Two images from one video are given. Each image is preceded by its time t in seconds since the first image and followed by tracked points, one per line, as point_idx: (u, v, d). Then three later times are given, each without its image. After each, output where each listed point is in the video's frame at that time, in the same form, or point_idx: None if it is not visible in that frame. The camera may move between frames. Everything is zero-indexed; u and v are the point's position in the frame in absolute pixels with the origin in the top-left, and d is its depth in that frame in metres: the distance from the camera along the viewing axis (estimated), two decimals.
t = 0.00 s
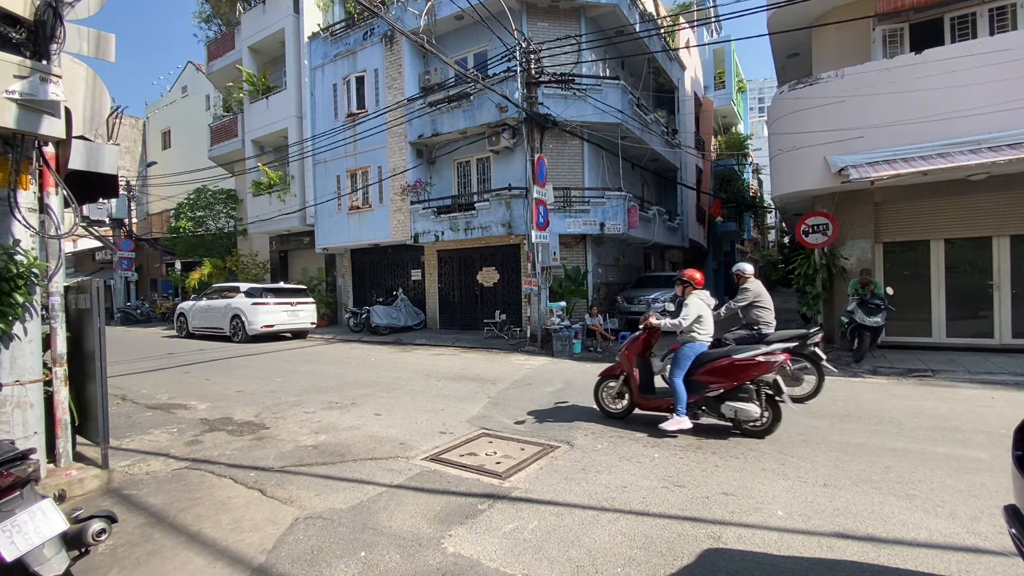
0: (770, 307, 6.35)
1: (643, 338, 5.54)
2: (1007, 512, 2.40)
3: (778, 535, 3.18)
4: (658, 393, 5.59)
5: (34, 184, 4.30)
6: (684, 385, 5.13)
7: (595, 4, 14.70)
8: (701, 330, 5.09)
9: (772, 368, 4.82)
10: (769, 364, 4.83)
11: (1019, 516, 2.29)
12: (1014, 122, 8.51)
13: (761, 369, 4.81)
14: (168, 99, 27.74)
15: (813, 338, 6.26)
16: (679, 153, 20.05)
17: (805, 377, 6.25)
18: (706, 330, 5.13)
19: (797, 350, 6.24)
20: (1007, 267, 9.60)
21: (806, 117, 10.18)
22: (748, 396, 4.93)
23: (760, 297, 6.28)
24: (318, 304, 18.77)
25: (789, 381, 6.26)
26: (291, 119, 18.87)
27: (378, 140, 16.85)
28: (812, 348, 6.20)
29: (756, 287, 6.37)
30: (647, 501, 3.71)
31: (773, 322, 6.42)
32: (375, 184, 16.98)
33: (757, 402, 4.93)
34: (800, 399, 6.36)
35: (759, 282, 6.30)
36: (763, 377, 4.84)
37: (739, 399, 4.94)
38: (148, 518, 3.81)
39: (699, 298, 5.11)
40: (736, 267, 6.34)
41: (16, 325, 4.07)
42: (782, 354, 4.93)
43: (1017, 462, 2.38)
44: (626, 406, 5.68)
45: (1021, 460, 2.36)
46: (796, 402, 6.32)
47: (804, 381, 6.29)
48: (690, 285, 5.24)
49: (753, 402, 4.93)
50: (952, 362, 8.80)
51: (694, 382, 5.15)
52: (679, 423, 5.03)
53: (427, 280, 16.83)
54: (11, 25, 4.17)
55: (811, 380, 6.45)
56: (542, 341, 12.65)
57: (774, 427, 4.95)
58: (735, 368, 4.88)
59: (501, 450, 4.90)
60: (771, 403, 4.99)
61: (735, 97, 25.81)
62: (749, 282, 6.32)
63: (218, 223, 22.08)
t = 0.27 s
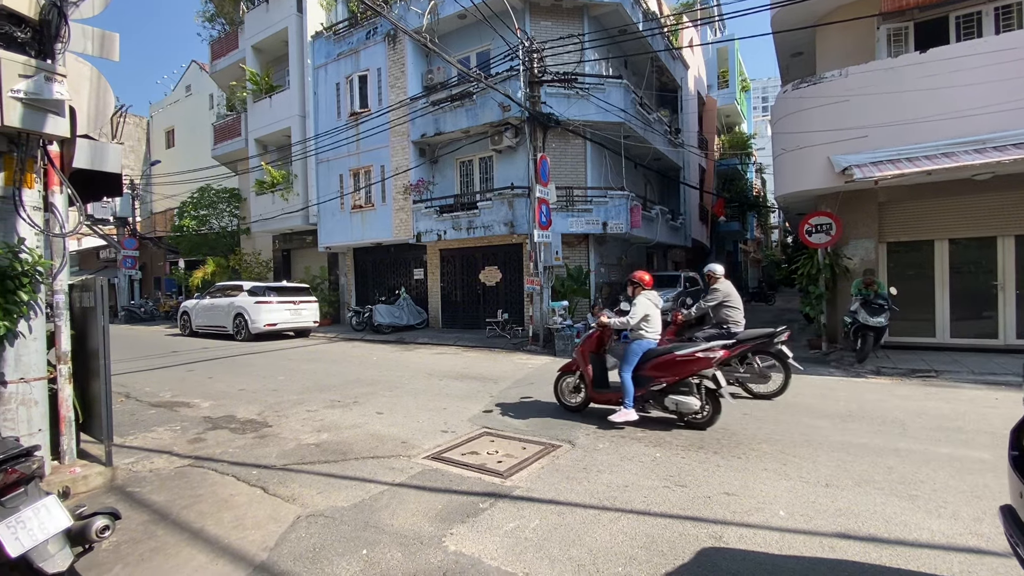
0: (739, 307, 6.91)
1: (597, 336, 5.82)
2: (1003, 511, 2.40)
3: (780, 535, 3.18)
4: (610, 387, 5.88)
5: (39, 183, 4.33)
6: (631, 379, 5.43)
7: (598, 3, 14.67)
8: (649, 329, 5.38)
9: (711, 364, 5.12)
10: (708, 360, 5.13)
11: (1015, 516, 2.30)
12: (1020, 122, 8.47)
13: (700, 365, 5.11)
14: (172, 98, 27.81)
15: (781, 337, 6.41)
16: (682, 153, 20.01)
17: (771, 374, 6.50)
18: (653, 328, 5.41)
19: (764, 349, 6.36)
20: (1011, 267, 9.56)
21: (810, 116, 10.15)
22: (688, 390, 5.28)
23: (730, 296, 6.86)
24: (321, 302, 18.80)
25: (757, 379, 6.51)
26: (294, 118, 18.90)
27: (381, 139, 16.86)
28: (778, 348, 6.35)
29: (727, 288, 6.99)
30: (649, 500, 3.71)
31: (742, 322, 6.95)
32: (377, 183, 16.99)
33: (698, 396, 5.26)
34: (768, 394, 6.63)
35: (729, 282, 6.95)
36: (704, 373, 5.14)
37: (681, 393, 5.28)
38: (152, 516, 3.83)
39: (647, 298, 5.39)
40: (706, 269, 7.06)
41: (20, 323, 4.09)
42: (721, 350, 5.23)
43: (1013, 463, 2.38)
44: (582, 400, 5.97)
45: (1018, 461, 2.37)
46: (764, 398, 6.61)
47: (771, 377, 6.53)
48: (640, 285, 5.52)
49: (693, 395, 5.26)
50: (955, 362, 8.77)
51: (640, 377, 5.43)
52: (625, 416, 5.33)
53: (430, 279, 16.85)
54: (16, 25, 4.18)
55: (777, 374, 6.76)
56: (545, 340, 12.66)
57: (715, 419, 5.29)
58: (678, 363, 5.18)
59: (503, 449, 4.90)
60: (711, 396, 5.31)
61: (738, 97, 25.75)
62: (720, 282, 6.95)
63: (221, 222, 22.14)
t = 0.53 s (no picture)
0: (724, 307, 6.99)
1: (575, 335, 5.92)
2: (998, 511, 2.40)
3: (780, 535, 3.18)
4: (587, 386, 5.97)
5: (40, 183, 4.34)
6: (607, 376, 5.54)
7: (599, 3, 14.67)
8: (624, 327, 5.54)
9: (683, 362, 5.29)
10: (680, 358, 5.29)
11: (1012, 516, 2.29)
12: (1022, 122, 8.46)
13: (674, 363, 5.27)
14: (174, 98, 27.85)
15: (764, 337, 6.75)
16: (684, 153, 19.99)
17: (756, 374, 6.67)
18: (628, 327, 5.56)
19: (747, 349, 6.67)
20: (1014, 267, 9.55)
21: (811, 116, 10.14)
22: (661, 387, 5.43)
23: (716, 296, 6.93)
24: (322, 302, 18.83)
25: (741, 377, 6.67)
26: (295, 118, 18.92)
27: (382, 138, 16.87)
28: (762, 347, 6.63)
29: (712, 287, 7.02)
30: (649, 500, 3.71)
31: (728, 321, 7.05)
32: (378, 183, 17.01)
33: (670, 392, 5.40)
34: (753, 393, 6.74)
35: (715, 282, 6.99)
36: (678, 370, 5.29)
37: (654, 390, 5.43)
38: (153, 514, 3.84)
39: (623, 298, 5.52)
40: (694, 269, 7.07)
41: (22, 322, 4.10)
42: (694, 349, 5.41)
43: (1012, 464, 2.38)
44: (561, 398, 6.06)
45: (1015, 462, 2.36)
46: (748, 396, 6.75)
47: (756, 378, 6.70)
48: (616, 286, 5.64)
49: (667, 392, 5.41)
50: (956, 363, 8.76)
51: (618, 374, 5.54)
52: (601, 412, 5.45)
53: (431, 279, 16.86)
54: (18, 24, 4.19)
55: (761, 374, 6.92)
56: (546, 340, 12.68)
57: (687, 415, 5.44)
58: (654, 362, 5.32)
59: (504, 448, 4.91)
60: (684, 393, 5.46)
61: (740, 96, 25.73)
62: (705, 282, 6.98)
63: (223, 222, 22.15)
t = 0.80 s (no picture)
0: (695, 306, 7.04)
1: (536, 333, 6.25)
2: (993, 512, 2.38)
3: (781, 536, 3.17)
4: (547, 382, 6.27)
5: (43, 181, 4.35)
6: (563, 372, 5.86)
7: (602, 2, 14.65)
8: (580, 325, 5.92)
9: (631, 357, 5.59)
10: (628, 354, 5.60)
11: (1006, 517, 2.27)
12: None
13: (621, 358, 5.59)
14: (177, 97, 27.89)
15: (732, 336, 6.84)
16: (686, 152, 19.96)
17: (725, 371, 6.82)
18: (584, 325, 5.94)
19: (718, 347, 6.77)
20: (1017, 268, 9.51)
21: (814, 116, 10.11)
22: (611, 381, 5.72)
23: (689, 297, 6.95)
24: (325, 301, 18.85)
25: (712, 375, 6.78)
26: (298, 117, 18.95)
27: (385, 138, 16.87)
28: (732, 345, 6.73)
29: (683, 287, 7.13)
30: (651, 500, 3.71)
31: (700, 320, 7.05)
32: (381, 182, 17.02)
33: (619, 386, 5.70)
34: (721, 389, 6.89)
35: (688, 283, 7.01)
36: (625, 366, 5.61)
37: (604, 384, 5.72)
38: (155, 512, 3.85)
39: (579, 298, 5.91)
40: (668, 269, 7.09)
41: (25, 320, 4.11)
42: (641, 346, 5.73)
43: (1006, 463, 2.33)
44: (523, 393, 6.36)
45: (1009, 461, 2.32)
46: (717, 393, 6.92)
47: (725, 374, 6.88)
48: (573, 287, 6.04)
49: (617, 387, 5.70)
50: (958, 363, 8.73)
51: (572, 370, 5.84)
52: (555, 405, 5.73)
53: (432, 278, 16.87)
54: (22, 24, 4.20)
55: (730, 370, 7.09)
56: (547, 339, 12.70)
57: (636, 408, 5.75)
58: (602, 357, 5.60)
59: (505, 447, 4.90)
60: (633, 387, 5.76)
61: (743, 96, 25.68)
62: (679, 283, 7.03)
63: (225, 220, 22.17)
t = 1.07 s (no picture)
0: (681, 306, 7.24)
1: (518, 333, 6.38)
2: (989, 512, 2.38)
3: (782, 536, 3.17)
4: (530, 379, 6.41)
5: (45, 181, 4.35)
6: (543, 370, 6.00)
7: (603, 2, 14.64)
8: (559, 325, 6.04)
9: (606, 356, 5.71)
10: (604, 352, 5.72)
11: (1003, 517, 2.26)
12: None
13: (598, 356, 5.70)
14: (178, 97, 27.93)
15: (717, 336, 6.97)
16: (687, 152, 19.95)
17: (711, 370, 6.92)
18: (563, 325, 6.06)
19: (703, 346, 6.90)
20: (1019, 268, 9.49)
21: (816, 116, 10.10)
22: (588, 379, 5.86)
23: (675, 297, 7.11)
24: (325, 300, 18.86)
25: (699, 373, 6.91)
26: (299, 117, 18.97)
27: (386, 137, 16.88)
28: (717, 344, 6.84)
29: (670, 288, 7.34)
30: (651, 501, 3.70)
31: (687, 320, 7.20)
32: (381, 182, 17.02)
33: (596, 383, 5.83)
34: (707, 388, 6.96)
35: (674, 284, 7.19)
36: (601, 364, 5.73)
37: (581, 381, 5.85)
38: (155, 512, 3.85)
39: (558, 299, 6.03)
40: (655, 270, 7.26)
41: (26, 319, 4.11)
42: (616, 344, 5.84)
43: (1001, 464, 2.31)
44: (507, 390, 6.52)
45: (1006, 463, 2.29)
46: (702, 391, 7.00)
47: (711, 373, 6.98)
48: (553, 287, 6.17)
49: (593, 384, 5.83)
50: (959, 364, 8.72)
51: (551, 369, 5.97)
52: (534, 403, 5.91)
53: (433, 278, 16.87)
54: (23, 23, 4.20)
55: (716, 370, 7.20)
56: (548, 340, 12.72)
57: (612, 404, 5.89)
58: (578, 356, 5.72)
59: (505, 447, 4.90)
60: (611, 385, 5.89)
61: (744, 96, 25.66)
62: (665, 283, 7.19)
63: (226, 220, 22.17)
